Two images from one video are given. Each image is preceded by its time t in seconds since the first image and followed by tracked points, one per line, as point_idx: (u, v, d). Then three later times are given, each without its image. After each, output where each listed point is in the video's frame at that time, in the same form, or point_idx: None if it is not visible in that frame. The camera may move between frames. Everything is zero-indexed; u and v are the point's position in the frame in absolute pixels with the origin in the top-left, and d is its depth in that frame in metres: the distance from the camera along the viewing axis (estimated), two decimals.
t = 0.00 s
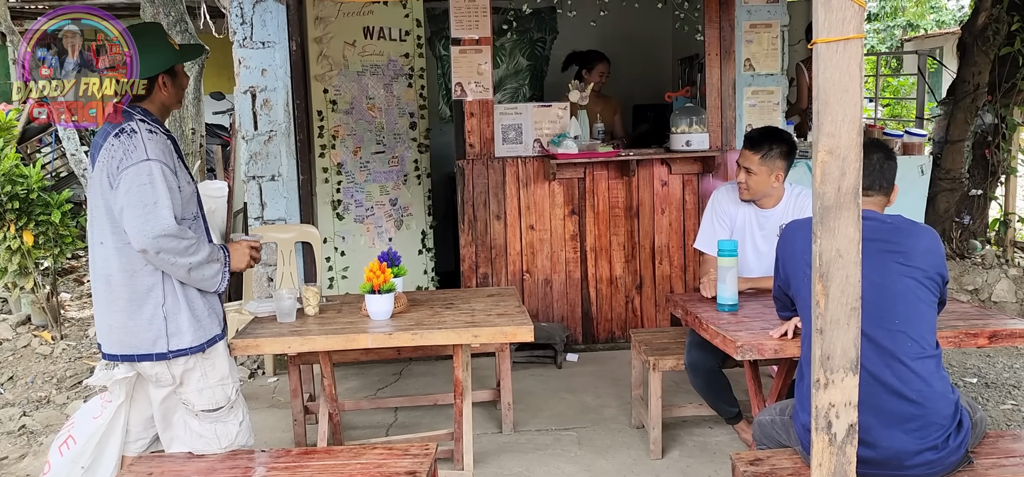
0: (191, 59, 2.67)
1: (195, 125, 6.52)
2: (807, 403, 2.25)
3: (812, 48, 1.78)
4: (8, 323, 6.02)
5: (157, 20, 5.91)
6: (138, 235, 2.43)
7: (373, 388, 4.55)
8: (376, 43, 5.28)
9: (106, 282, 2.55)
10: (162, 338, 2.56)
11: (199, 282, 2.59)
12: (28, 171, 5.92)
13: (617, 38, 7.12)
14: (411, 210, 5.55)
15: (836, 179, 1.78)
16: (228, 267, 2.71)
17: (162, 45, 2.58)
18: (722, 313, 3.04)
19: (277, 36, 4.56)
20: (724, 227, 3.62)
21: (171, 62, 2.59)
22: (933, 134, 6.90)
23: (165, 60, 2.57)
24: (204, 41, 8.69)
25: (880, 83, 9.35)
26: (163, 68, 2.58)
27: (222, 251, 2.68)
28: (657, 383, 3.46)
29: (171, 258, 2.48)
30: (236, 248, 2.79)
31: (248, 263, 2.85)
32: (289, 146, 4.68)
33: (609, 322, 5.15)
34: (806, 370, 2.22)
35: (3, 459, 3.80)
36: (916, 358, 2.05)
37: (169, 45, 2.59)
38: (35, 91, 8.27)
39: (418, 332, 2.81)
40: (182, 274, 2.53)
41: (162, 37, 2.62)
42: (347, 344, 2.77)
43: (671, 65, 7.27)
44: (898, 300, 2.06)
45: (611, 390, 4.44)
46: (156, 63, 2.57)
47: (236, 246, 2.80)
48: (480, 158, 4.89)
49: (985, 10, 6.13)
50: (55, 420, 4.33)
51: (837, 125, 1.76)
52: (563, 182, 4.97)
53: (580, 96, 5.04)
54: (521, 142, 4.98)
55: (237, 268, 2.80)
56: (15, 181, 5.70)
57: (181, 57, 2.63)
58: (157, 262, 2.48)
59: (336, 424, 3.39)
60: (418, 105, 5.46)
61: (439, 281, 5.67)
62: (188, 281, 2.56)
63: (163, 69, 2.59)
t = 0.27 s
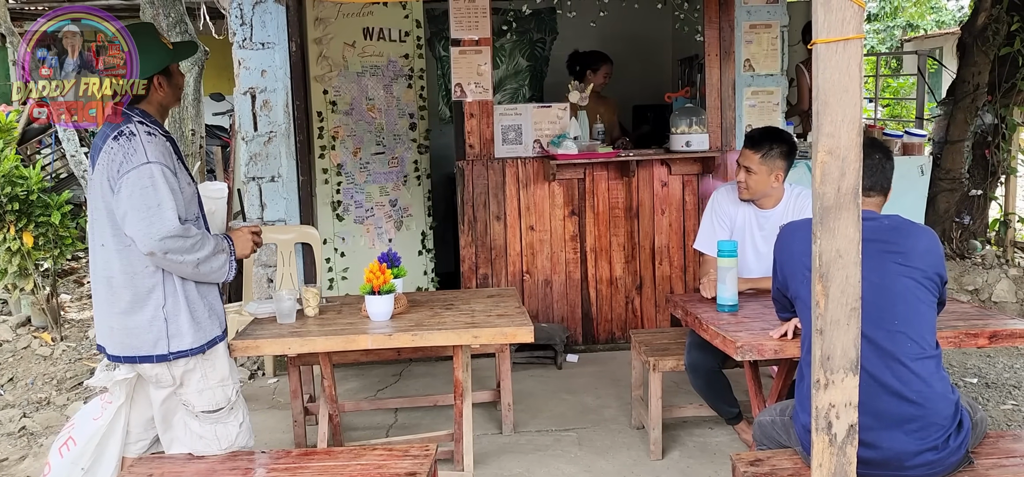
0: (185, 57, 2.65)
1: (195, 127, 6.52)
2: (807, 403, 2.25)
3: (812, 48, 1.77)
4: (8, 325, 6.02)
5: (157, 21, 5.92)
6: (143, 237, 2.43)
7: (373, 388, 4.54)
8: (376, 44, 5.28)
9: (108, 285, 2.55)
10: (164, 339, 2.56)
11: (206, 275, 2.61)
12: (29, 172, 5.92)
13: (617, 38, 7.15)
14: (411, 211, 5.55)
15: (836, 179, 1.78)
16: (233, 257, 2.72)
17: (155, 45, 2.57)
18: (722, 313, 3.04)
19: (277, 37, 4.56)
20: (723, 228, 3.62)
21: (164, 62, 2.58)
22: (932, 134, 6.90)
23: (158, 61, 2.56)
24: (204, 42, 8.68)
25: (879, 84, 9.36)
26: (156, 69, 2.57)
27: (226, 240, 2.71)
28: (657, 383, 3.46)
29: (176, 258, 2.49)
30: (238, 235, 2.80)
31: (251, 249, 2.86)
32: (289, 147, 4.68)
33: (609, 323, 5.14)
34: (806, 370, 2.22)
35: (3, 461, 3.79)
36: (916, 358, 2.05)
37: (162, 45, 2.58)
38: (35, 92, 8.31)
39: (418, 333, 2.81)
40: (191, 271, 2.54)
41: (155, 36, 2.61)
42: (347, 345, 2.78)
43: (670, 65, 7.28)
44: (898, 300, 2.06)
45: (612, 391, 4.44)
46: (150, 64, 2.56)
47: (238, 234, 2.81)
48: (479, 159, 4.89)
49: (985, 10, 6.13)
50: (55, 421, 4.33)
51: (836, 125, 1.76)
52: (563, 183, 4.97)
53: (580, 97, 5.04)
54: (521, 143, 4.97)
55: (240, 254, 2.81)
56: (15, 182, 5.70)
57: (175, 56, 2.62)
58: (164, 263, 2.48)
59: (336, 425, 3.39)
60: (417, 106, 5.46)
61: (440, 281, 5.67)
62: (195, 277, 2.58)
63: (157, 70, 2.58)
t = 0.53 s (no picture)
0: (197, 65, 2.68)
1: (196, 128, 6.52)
2: (808, 404, 2.25)
3: (813, 48, 1.77)
4: (8, 325, 6.02)
5: (157, 22, 5.91)
6: (134, 236, 2.43)
7: (374, 389, 4.54)
8: (376, 44, 5.27)
9: (107, 284, 2.55)
10: (161, 340, 2.56)
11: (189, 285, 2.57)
12: (29, 173, 5.92)
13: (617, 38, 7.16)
14: (412, 211, 5.55)
15: (837, 179, 1.78)
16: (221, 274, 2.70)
17: (172, 48, 2.59)
18: (723, 313, 3.04)
19: (277, 37, 4.56)
20: (724, 228, 3.62)
21: (178, 66, 2.60)
22: (933, 134, 6.90)
23: (172, 64, 2.58)
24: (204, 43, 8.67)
25: (880, 84, 9.36)
26: (170, 71, 2.59)
27: (215, 254, 2.69)
28: (657, 384, 3.46)
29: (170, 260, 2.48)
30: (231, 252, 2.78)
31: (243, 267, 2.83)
32: (289, 147, 4.68)
33: (609, 323, 5.14)
34: (807, 371, 2.22)
35: (3, 462, 3.79)
36: (917, 358, 2.05)
37: (177, 50, 2.61)
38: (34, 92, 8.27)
39: (418, 333, 2.81)
40: (175, 278, 2.53)
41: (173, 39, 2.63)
42: (347, 345, 2.77)
43: (670, 66, 7.29)
44: (898, 300, 2.06)
45: (612, 391, 4.43)
46: (164, 66, 2.58)
47: (230, 250, 2.79)
48: (480, 159, 4.89)
49: (985, 10, 6.13)
50: (56, 422, 4.33)
51: (837, 126, 1.76)
52: (563, 183, 4.97)
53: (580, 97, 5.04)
54: (521, 144, 4.97)
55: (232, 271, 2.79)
56: (15, 183, 5.70)
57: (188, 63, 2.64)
58: (155, 265, 2.47)
59: (337, 426, 3.39)
60: (418, 106, 5.46)
61: (440, 282, 5.67)
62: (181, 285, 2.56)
63: (169, 73, 2.60)
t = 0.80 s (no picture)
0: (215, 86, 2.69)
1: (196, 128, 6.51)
2: (808, 404, 2.25)
3: (813, 48, 1.77)
4: (9, 326, 6.03)
5: (157, 23, 5.91)
6: (138, 234, 2.43)
7: (374, 390, 4.54)
8: (376, 44, 5.27)
9: (107, 283, 2.55)
10: (161, 340, 2.56)
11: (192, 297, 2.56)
12: (29, 173, 5.93)
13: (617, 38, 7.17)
14: (412, 212, 5.55)
15: (837, 179, 1.78)
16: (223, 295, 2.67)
17: (194, 61, 2.62)
18: (723, 314, 3.03)
19: (277, 38, 4.56)
20: (724, 228, 3.62)
21: (193, 78, 2.61)
22: (933, 134, 6.89)
23: (187, 74, 2.59)
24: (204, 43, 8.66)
25: (881, 84, 9.36)
26: (182, 79, 2.59)
27: (221, 275, 2.66)
28: (657, 384, 3.46)
29: (171, 260, 2.48)
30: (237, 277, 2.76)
31: (250, 294, 2.81)
32: (289, 148, 4.68)
33: (610, 323, 5.14)
34: (807, 371, 2.22)
35: (3, 462, 3.79)
36: (918, 358, 2.05)
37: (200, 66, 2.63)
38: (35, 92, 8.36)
39: (418, 334, 2.81)
40: (177, 284, 2.51)
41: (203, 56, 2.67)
42: (347, 346, 2.77)
43: (671, 66, 7.29)
44: (899, 300, 2.06)
45: (612, 392, 4.43)
46: (178, 72, 2.58)
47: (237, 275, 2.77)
48: (480, 159, 4.88)
49: (985, 10, 6.13)
50: (56, 423, 4.33)
51: (837, 126, 1.76)
52: (564, 183, 4.97)
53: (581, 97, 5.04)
54: (521, 144, 4.97)
55: (235, 297, 2.77)
56: (16, 183, 5.71)
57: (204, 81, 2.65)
58: (157, 264, 2.47)
59: (337, 426, 3.39)
60: (418, 106, 5.46)
61: (440, 282, 5.67)
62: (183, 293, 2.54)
63: (181, 81, 2.60)
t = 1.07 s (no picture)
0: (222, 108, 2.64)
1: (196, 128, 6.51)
2: (809, 403, 2.25)
3: (813, 48, 1.77)
4: (10, 326, 6.03)
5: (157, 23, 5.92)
6: (148, 229, 2.45)
7: (375, 390, 4.54)
8: (376, 44, 5.27)
9: (106, 280, 2.55)
10: (161, 338, 2.56)
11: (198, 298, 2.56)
12: (29, 173, 5.93)
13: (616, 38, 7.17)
14: (412, 212, 5.54)
15: (838, 179, 1.78)
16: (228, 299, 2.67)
17: (204, 74, 2.60)
18: (724, 314, 3.03)
19: (278, 38, 4.56)
20: (724, 228, 3.62)
21: (197, 90, 2.59)
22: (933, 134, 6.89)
23: (192, 85, 2.58)
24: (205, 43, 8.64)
25: (881, 84, 9.36)
26: (184, 87, 2.58)
27: (228, 281, 2.64)
28: (658, 384, 3.46)
29: (180, 256, 2.49)
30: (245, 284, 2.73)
31: (256, 303, 2.78)
32: (289, 148, 4.68)
33: (610, 323, 5.14)
34: (808, 370, 2.22)
35: (4, 463, 3.80)
36: (918, 358, 2.05)
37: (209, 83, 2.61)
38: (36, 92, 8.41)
39: (419, 334, 2.81)
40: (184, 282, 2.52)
41: (218, 73, 2.65)
42: (347, 346, 2.77)
43: (671, 66, 7.29)
44: (900, 300, 2.06)
45: (613, 392, 4.43)
46: (184, 79, 2.57)
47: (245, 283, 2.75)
48: (480, 159, 4.88)
49: (986, 10, 6.12)
50: (57, 423, 4.33)
51: (838, 125, 1.76)
52: (564, 183, 4.97)
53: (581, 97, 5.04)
54: (521, 144, 4.97)
55: (241, 304, 2.74)
56: (16, 184, 5.72)
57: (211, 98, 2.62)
58: (165, 259, 2.49)
59: (337, 427, 3.39)
60: (418, 106, 5.45)
61: (441, 282, 5.66)
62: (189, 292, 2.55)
63: (184, 89, 2.59)
